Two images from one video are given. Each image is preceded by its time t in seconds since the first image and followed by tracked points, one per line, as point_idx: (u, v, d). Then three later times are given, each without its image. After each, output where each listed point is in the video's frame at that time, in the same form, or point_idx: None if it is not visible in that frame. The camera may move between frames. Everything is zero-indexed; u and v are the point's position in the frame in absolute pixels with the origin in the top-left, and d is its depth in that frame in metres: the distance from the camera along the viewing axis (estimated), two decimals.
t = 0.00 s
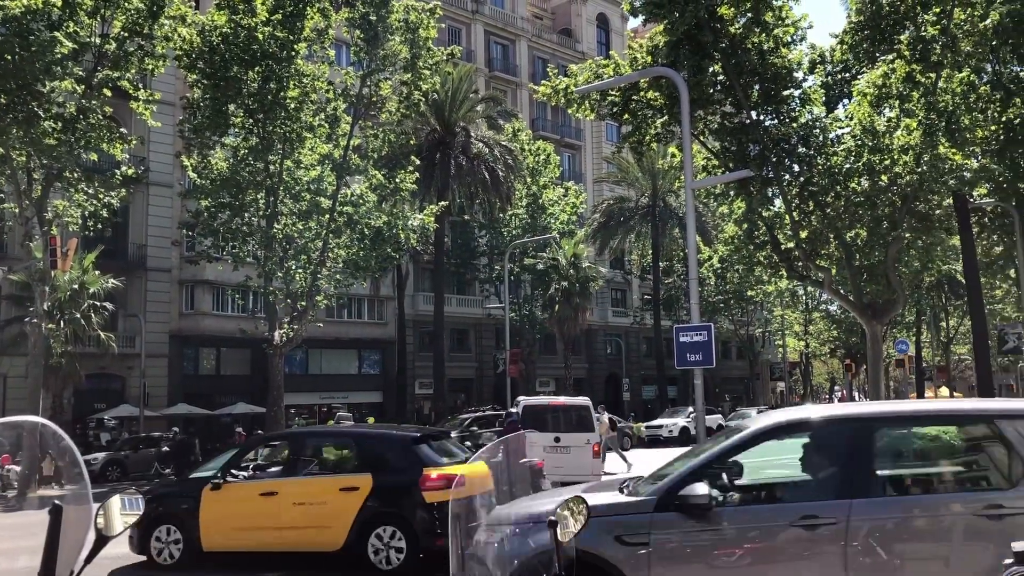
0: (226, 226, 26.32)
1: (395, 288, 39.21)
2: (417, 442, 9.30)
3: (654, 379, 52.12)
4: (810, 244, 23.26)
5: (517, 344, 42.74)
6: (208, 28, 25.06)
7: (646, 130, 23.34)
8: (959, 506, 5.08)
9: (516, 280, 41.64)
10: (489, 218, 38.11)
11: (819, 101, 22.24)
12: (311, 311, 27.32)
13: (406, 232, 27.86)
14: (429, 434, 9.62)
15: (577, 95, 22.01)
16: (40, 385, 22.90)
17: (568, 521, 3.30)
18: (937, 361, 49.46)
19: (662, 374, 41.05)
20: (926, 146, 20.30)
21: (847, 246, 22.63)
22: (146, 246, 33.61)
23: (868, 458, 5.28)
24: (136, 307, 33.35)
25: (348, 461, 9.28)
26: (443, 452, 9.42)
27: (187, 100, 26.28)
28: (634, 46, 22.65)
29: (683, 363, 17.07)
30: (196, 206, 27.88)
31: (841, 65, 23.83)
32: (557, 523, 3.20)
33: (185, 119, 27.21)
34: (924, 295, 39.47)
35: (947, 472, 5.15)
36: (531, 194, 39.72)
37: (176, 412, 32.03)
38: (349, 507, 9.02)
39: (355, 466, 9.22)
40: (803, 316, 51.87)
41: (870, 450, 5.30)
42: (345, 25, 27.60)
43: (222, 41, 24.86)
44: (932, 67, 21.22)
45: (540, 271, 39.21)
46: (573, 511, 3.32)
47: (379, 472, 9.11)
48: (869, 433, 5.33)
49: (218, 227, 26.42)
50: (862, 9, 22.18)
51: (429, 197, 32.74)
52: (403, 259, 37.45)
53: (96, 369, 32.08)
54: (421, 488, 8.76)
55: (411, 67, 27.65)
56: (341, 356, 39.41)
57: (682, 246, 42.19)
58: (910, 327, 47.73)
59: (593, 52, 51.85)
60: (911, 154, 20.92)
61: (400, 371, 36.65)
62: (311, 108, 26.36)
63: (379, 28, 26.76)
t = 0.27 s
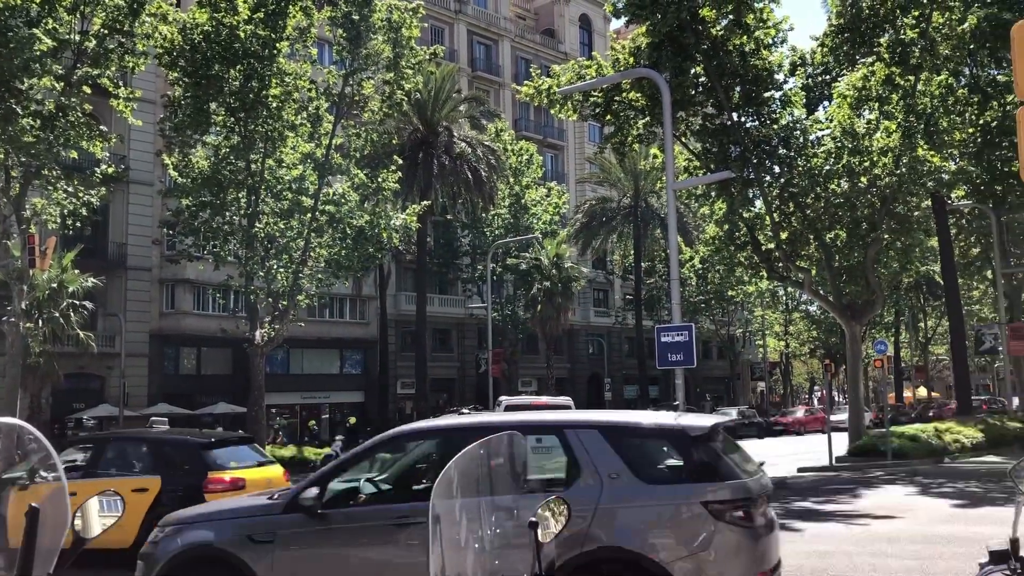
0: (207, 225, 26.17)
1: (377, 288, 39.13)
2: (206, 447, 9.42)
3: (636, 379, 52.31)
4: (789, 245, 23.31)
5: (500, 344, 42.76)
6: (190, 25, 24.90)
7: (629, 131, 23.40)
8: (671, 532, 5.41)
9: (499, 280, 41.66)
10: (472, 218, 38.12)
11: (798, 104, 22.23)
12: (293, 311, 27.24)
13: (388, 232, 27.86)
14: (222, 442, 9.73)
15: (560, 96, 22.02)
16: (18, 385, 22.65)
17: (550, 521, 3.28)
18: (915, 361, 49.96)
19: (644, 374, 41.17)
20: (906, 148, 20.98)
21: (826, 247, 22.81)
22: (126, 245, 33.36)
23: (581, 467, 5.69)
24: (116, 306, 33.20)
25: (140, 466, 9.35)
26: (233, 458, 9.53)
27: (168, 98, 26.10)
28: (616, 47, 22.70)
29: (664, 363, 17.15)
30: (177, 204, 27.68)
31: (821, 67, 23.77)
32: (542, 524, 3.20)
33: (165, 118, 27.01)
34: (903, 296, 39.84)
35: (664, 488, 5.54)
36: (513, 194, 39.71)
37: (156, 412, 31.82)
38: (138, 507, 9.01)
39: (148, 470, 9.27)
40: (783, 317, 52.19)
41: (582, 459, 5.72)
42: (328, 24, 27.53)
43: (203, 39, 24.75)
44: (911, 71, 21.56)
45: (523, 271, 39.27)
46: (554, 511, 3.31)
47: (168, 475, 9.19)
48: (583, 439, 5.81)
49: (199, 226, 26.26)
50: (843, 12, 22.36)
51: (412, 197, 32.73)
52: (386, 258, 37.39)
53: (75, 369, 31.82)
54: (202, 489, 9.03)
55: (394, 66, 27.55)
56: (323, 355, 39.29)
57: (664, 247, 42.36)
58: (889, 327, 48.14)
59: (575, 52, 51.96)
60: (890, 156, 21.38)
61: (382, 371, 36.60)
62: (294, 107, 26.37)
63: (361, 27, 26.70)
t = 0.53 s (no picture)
0: (188, 224, 25.99)
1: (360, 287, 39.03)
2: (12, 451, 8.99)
3: (619, 379, 52.41)
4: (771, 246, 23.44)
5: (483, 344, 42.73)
6: (172, 23, 24.71)
7: (612, 132, 23.43)
8: (292, 537, 5.18)
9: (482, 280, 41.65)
10: (456, 217, 38.07)
11: (782, 105, 22.54)
12: (275, 310, 27.12)
13: (372, 231, 27.77)
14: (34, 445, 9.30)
15: (544, 96, 22.04)
16: None
17: (530, 521, 3.31)
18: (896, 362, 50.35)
19: (627, 374, 41.23)
20: (887, 150, 21.30)
21: (808, 247, 22.97)
22: (106, 244, 33.12)
23: (223, 477, 5.56)
24: (97, 305, 32.89)
25: None
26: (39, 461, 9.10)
27: (150, 97, 25.92)
28: (600, 48, 22.73)
29: (648, 363, 17.19)
30: (158, 203, 27.48)
31: (804, 69, 23.44)
32: (523, 526, 3.23)
33: (147, 116, 26.82)
34: (883, 296, 40.12)
35: (294, 490, 5.38)
36: (497, 194, 39.72)
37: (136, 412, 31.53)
38: None
39: None
40: (765, 317, 52.44)
41: (224, 469, 5.58)
42: (311, 22, 27.43)
43: (186, 37, 24.59)
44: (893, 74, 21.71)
45: (506, 271, 39.26)
46: (534, 510, 3.35)
47: None
48: (226, 451, 5.67)
49: (180, 225, 26.07)
50: (825, 14, 22.47)
51: (395, 196, 32.63)
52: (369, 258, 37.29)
53: (55, 369, 31.57)
54: None
55: (377, 65, 27.44)
56: (306, 355, 39.12)
57: (647, 247, 42.45)
58: (870, 327, 48.47)
59: (559, 53, 52.00)
60: (871, 159, 21.73)
61: (365, 371, 36.47)
62: (276, 106, 26.29)
63: (345, 26, 26.58)
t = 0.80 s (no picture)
0: (171, 224, 25.82)
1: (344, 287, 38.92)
2: None
3: (603, 379, 52.49)
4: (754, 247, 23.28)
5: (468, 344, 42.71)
6: (155, 20, 24.50)
7: (597, 133, 23.47)
8: None
9: (467, 280, 41.63)
10: (440, 217, 38.02)
11: (766, 107, 22.67)
12: (258, 310, 27.05)
13: (356, 231, 27.66)
14: None
15: (530, 97, 22.06)
16: None
17: (517, 522, 3.30)
18: (878, 362, 50.67)
19: (612, 374, 41.27)
20: (871, 151, 21.39)
21: (791, 248, 23.07)
22: (88, 243, 32.87)
23: None
24: (78, 305, 32.60)
25: None
26: None
27: (132, 95, 25.74)
28: (585, 48, 22.76)
29: (632, 364, 17.22)
30: (141, 202, 27.30)
31: (787, 70, 24.07)
32: (510, 527, 3.22)
33: (129, 114, 26.67)
34: (866, 297, 40.40)
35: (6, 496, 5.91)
36: (482, 194, 39.69)
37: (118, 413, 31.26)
38: None
39: None
40: (749, 318, 52.68)
41: None
42: (295, 21, 27.29)
43: (169, 35, 24.43)
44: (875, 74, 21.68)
45: (491, 271, 39.25)
46: (521, 510, 3.33)
47: None
48: None
49: (163, 225, 25.89)
50: (809, 16, 22.58)
51: (380, 196, 32.56)
52: (353, 257, 37.20)
53: (35, 369, 31.36)
54: None
55: (362, 64, 27.35)
56: (289, 356, 38.96)
57: (631, 247, 42.53)
58: (852, 328, 48.80)
59: (544, 53, 52.04)
60: (854, 160, 21.74)
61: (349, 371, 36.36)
62: (260, 105, 26.16)
63: (330, 25, 26.43)
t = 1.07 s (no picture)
0: (155, 223, 25.63)
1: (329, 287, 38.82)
2: None
3: (588, 379, 52.56)
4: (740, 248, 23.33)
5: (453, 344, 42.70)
6: (139, 19, 24.30)
7: (583, 133, 23.51)
8: None
9: (452, 280, 41.61)
10: (426, 217, 37.98)
11: (750, 108, 22.91)
12: (242, 310, 27.02)
13: (341, 231, 27.63)
14: None
15: (516, 97, 22.07)
16: None
17: (502, 522, 3.33)
18: (861, 362, 50.97)
19: (597, 374, 41.33)
20: (853, 153, 21.54)
21: (776, 249, 23.17)
22: (71, 242, 32.63)
23: None
24: (60, 305, 32.31)
25: None
26: None
27: (116, 93, 25.58)
28: (571, 49, 22.77)
29: (617, 364, 17.25)
30: (124, 201, 27.10)
31: (771, 72, 23.85)
32: (496, 528, 3.25)
33: (113, 113, 26.51)
34: (849, 298, 40.66)
35: None
36: (468, 194, 39.67)
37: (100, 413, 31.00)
38: None
39: None
40: (733, 318, 52.91)
41: None
42: (281, 20, 27.20)
43: (153, 33, 24.14)
44: (859, 77, 22.10)
45: (476, 271, 39.24)
46: (507, 511, 3.36)
47: None
48: None
49: (146, 225, 25.70)
50: (793, 18, 22.69)
51: (365, 196, 32.50)
52: (338, 257, 37.11)
53: (17, 369, 31.09)
54: None
55: (348, 63, 27.32)
56: (273, 356, 38.79)
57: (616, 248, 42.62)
58: (835, 329, 49.10)
59: (530, 53, 52.07)
60: (837, 161, 21.84)
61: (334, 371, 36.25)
62: (245, 104, 26.05)
63: (315, 24, 26.29)
